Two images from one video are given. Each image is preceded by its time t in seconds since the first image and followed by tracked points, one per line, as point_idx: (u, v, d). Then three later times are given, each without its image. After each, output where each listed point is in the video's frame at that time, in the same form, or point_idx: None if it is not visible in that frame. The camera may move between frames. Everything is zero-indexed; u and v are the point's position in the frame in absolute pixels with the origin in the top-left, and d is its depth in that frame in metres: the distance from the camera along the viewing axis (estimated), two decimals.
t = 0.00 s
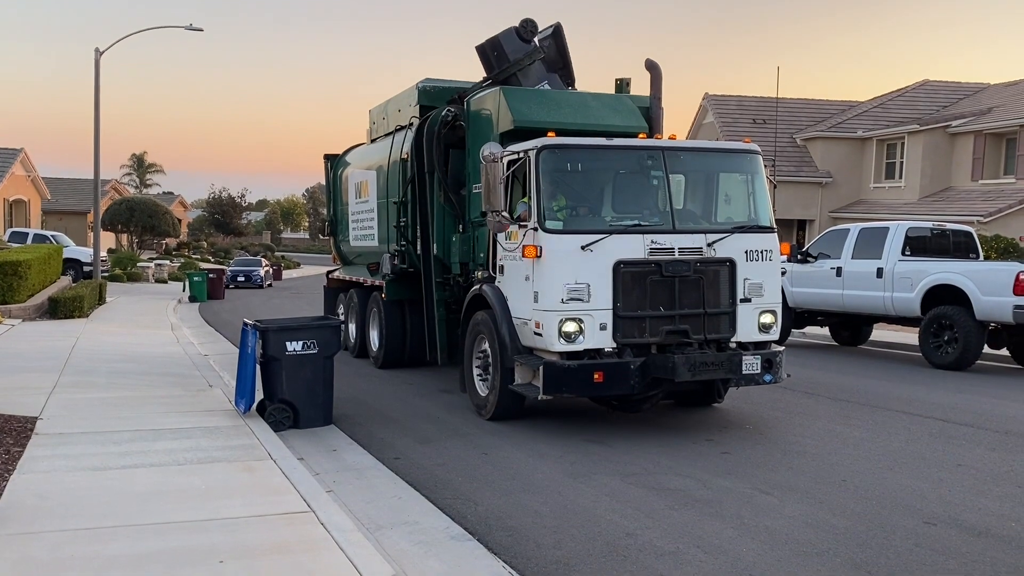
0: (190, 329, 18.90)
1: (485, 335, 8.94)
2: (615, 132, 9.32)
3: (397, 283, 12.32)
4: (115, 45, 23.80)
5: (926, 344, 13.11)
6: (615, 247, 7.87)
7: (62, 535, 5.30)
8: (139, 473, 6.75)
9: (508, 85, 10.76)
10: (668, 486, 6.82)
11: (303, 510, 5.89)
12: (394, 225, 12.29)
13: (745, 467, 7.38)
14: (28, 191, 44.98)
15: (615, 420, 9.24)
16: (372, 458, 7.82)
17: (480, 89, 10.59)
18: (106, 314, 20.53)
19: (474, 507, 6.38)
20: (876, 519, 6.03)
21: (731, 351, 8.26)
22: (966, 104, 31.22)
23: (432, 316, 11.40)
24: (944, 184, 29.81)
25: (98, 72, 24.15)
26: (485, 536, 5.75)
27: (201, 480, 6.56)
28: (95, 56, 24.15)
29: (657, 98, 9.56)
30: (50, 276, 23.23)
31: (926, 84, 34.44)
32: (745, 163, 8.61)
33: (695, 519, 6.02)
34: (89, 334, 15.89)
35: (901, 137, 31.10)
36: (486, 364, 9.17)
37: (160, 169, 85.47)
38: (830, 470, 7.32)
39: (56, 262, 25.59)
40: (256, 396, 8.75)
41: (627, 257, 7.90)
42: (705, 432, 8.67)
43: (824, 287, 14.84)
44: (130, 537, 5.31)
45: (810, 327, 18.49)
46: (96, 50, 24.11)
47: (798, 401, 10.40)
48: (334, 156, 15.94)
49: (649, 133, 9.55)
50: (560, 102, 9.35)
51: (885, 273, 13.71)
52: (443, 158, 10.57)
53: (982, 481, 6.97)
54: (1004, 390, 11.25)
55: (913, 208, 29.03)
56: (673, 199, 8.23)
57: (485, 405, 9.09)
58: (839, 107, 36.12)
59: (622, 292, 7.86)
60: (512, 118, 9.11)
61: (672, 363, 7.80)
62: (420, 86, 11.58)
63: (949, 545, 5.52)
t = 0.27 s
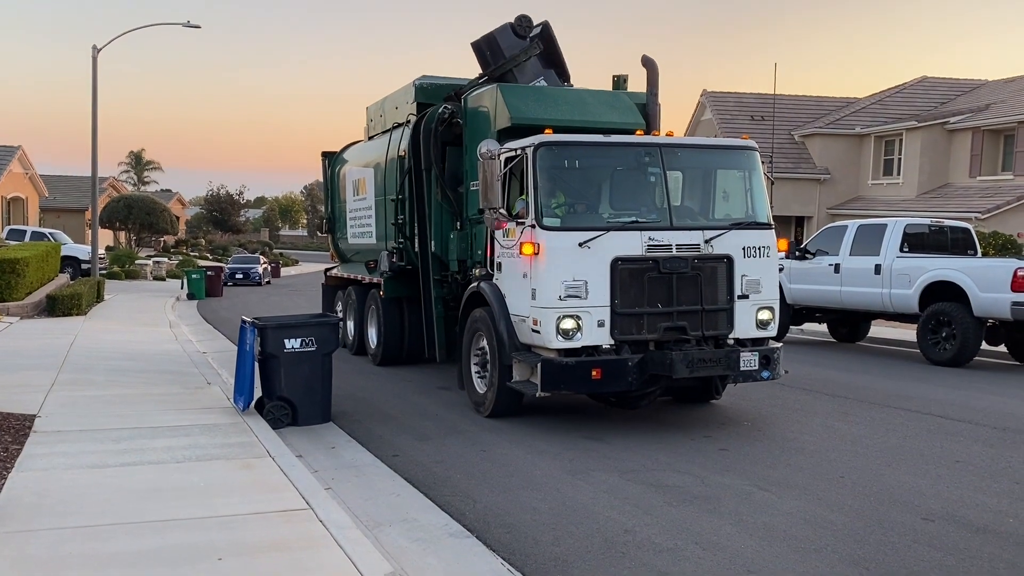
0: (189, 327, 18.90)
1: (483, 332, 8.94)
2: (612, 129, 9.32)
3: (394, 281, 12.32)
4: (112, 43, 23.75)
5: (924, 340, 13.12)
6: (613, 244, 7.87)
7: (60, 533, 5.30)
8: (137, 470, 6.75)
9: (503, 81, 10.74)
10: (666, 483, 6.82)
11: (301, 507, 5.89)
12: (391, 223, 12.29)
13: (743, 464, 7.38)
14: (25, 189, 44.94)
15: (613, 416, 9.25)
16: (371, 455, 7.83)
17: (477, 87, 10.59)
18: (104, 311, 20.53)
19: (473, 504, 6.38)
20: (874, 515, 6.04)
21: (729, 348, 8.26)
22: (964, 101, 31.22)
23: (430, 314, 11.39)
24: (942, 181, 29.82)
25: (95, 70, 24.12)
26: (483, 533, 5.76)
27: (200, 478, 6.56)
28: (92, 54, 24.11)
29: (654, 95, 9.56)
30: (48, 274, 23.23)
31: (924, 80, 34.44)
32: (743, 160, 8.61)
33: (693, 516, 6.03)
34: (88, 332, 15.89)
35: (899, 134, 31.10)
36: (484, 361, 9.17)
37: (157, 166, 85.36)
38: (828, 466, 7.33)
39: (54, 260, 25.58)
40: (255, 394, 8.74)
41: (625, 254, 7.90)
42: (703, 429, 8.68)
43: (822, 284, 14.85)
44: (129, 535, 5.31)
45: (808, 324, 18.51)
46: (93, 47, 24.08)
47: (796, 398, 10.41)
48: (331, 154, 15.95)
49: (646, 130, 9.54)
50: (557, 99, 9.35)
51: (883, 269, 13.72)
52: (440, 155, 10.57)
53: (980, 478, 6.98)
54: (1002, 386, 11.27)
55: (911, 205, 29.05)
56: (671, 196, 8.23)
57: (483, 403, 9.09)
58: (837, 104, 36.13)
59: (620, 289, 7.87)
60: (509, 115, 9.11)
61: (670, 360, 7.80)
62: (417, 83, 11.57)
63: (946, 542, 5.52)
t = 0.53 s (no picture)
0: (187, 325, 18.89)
1: (482, 330, 8.94)
2: (610, 127, 9.32)
3: (393, 279, 12.32)
4: (110, 41, 23.71)
5: (923, 337, 13.14)
6: (611, 242, 7.88)
7: (59, 531, 5.30)
8: (136, 469, 6.75)
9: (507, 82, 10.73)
10: (664, 480, 6.83)
11: (300, 505, 5.89)
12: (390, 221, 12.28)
13: (742, 461, 7.39)
14: (23, 187, 44.90)
15: (612, 414, 9.25)
16: (369, 453, 7.83)
17: (476, 85, 10.59)
18: (103, 310, 20.51)
19: (471, 502, 6.39)
20: (872, 512, 6.04)
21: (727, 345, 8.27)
22: (962, 98, 31.24)
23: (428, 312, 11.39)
24: (941, 178, 29.84)
25: (93, 68, 24.09)
26: (482, 531, 5.76)
27: (199, 476, 6.56)
28: (90, 52, 24.07)
29: (653, 93, 9.57)
30: (47, 272, 23.21)
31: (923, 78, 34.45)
32: (741, 157, 8.61)
33: (691, 513, 6.03)
34: (86, 330, 15.88)
35: (898, 131, 31.11)
36: (482, 359, 9.17)
37: (155, 164, 85.27)
38: (826, 464, 7.34)
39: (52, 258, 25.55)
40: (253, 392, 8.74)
41: (623, 252, 7.90)
42: (701, 426, 8.68)
43: (821, 281, 14.86)
44: (127, 533, 5.31)
45: (806, 321, 18.51)
46: (91, 45, 24.04)
47: (795, 395, 10.42)
48: (329, 152, 15.95)
49: (645, 128, 9.54)
50: (555, 97, 9.35)
51: (881, 266, 13.74)
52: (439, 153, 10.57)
53: (978, 475, 6.99)
54: (1000, 383, 11.28)
55: (910, 202, 29.06)
56: (669, 193, 8.23)
57: (482, 401, 9.09)
58: (835, 101, 36.14)
59: (618, 286, 7.87)
60: (507, 113, 9.10)
61: (669, 358, 7.80)
62: (416, 81, 11.57)
63: (944, 539, 5.53)
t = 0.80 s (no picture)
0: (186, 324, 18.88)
1: (481, 328, 8.94)
2: (610, 125, 9.31)
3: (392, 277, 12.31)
4: (107, 39, 23.67)
5: (921, 335, 13.15)
6: (610, 240, 7.88)
7: (57, 531, 5.29)
8: (134, 468, 6.74)
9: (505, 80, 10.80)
10: (663, 478, 6.83)
11: (299, 504, 5.89)
12: (389, 219, 12.27)
13: (740, 459, 7.39)
14: (21, 186, 44.84)
15: (611, 412, 9.26)
16: (368, 452, 7.83)
17: (475, 83, 10.59)
18: (100, 309, 20.48)
19: (470, 500, 6.39)
20: (871, 510, 6.05)
21: (726, 343, 8.27)
22: (960, 96, 31.26)
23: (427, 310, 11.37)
24: (939, 176, 29.85)
25: (91, 67, 24.05)
26: (481, 529, 5.77)
27: (198, 475, 6.56)
28: (87, 50, 24.02)
29: (652, 91, 9.58)
30: (45, 271, 23.17)
31: (921, 76, 34.45)
32: (740, 156, 8.61)
33: (690, 511, 6.04)
34: (85, 330, 15.86)
35: (896, 129, 31.13)
36: (482, 357, 9.17)
37: (153, 163, 85.19)
38: (825, 461, 7.34)
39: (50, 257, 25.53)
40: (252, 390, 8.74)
41: (622, 250, 7.91)
42: (700, 424, 8.69)
43: (819, 279, 14.86)
44: (126, 532, 5.31)
45: (805, 320, 18.53)
46: (89, 43, 24.00)
47: (793, 393, 10.43)
48: (328, 151, 15.93)
49: (644, 126, 9.55)
50: (555, 95, 9.35)
51: (880, 264, 13.74)
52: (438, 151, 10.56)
53: (976, 472, 6.99)
54: (998, 381, 11.29)
55: (908, 200, 29.09)
56: (668, 192, 8.23)
57: (481, 399, 9.10)
58: (834, 99, 36.14)
59: (617, 284, 7.87)
60: (507, 111, 9.10)
61: (668, 356, 7.80)
62: (415, 79, 11.56)
63: (943, 537, 5.53)
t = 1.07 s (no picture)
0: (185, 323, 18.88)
1: (479, 328, 8.95)
2: (608, 124, 9.31)
3: (391, 277, 12.31)
4: (106, 39, 23.66)
5: (920, 334, 13.16)
6: (610, 239, 7.88)
7: (57, 530, 5.29)
8: (134, 468, 6.74)
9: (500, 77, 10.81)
10: (662, 477, 6.83)
11: (299, 504, 5.90)
12: (387, 219, 12.27)
13: (739, 458, 7.40)
14: (20, 186, 44.82)
15: (610, 412, 9.27)
16: (368, 451, 7.83)
17: (473, 83, 10.59)
18: (99, 309, 20.48)
19: (469, 500, 6.40)
20: (870, 509, 6.06)
21: (725, 343, 8.27)
22: (959, 95, 31.28)
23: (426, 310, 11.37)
24: (938, 175, 29.86)
25: (90, 67, 24.04)
26: (481, 529, 5.77)
27: (198, 475, 6.56)
28: (86, 50, 24.00)
29: (650, 90, 9.59)
30: (44, 271, 23.15)
31: (920, 75, 34.46)
32: (738, 155, 8.62)
33: (689, 510, 6.04)
34: (84, 330, 15.85)
35: (895, 128, 31.14)
36: (481, 357, 9.17)
37: (152, 163, 85.15)
38: (823, 460, 7.35)
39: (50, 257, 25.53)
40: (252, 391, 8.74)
41: (621, 249, 7.91)
42: (699, 423, 8.69)
43: (819, 278, 14.86)
44: (126, 532, 5.31)
45: (805, 318, 18.57)
46: (88, 43, 24.00)
47: (792, 392, 10.44)
48: (327, 151, 15.92)
49: (643, 125, 9.55)
50: (553, 94, 9.35)
51: (879, 263, 13.75)
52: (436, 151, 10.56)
53: (975, 471, 7.00)
54: (998, 380, 11.30)
55: (907, 199, 29.10)
56: (667, 191, 8.23)
57: (480, 398, 9.10)
58: (833, 98, 36.16)
59: (616, 284, 7.88)
60: (506, 110, 9.10)
61: (667, 355, 7.81)
62: (413, 79, 11.56)
63: (942, 535, 5.54)
